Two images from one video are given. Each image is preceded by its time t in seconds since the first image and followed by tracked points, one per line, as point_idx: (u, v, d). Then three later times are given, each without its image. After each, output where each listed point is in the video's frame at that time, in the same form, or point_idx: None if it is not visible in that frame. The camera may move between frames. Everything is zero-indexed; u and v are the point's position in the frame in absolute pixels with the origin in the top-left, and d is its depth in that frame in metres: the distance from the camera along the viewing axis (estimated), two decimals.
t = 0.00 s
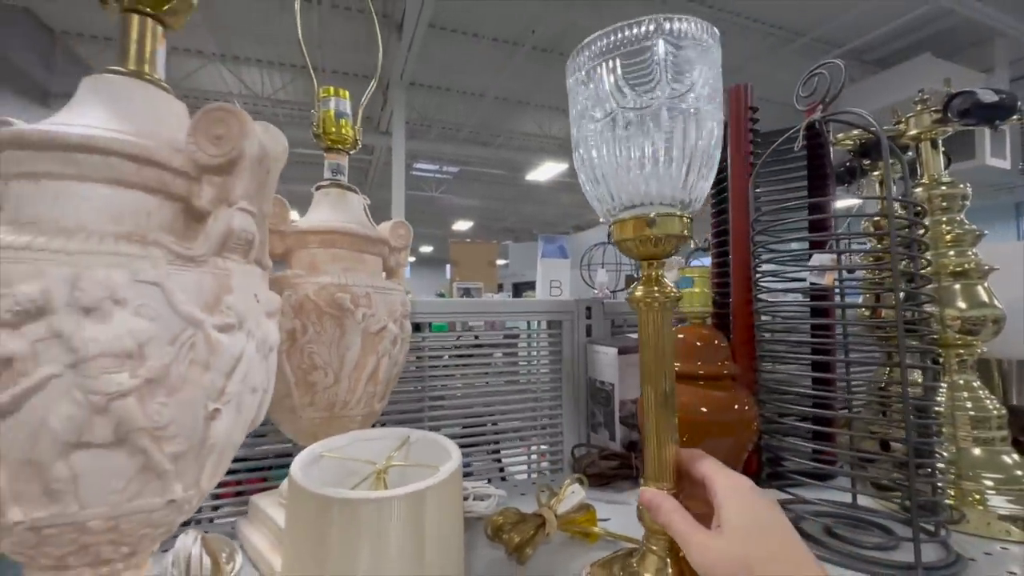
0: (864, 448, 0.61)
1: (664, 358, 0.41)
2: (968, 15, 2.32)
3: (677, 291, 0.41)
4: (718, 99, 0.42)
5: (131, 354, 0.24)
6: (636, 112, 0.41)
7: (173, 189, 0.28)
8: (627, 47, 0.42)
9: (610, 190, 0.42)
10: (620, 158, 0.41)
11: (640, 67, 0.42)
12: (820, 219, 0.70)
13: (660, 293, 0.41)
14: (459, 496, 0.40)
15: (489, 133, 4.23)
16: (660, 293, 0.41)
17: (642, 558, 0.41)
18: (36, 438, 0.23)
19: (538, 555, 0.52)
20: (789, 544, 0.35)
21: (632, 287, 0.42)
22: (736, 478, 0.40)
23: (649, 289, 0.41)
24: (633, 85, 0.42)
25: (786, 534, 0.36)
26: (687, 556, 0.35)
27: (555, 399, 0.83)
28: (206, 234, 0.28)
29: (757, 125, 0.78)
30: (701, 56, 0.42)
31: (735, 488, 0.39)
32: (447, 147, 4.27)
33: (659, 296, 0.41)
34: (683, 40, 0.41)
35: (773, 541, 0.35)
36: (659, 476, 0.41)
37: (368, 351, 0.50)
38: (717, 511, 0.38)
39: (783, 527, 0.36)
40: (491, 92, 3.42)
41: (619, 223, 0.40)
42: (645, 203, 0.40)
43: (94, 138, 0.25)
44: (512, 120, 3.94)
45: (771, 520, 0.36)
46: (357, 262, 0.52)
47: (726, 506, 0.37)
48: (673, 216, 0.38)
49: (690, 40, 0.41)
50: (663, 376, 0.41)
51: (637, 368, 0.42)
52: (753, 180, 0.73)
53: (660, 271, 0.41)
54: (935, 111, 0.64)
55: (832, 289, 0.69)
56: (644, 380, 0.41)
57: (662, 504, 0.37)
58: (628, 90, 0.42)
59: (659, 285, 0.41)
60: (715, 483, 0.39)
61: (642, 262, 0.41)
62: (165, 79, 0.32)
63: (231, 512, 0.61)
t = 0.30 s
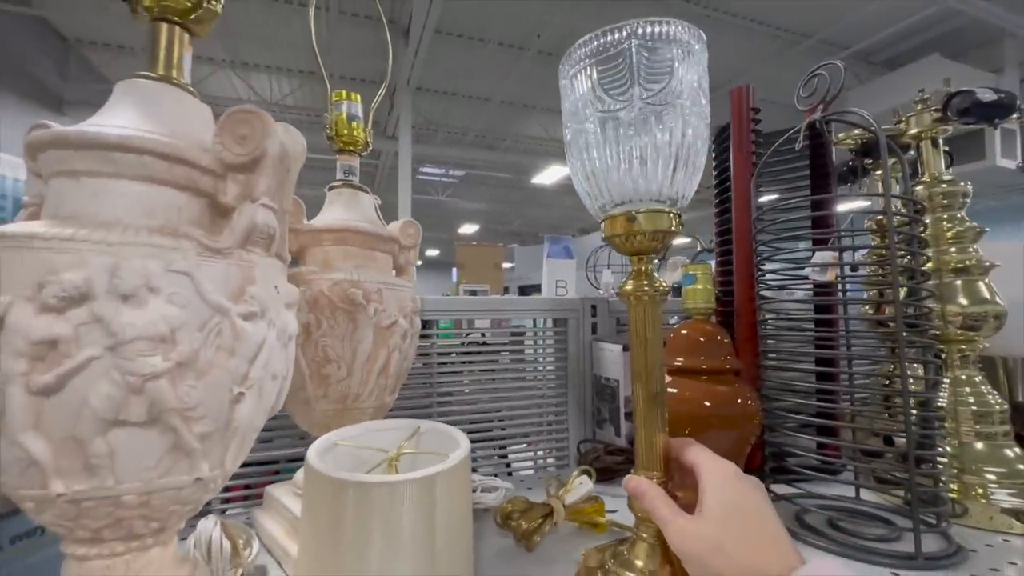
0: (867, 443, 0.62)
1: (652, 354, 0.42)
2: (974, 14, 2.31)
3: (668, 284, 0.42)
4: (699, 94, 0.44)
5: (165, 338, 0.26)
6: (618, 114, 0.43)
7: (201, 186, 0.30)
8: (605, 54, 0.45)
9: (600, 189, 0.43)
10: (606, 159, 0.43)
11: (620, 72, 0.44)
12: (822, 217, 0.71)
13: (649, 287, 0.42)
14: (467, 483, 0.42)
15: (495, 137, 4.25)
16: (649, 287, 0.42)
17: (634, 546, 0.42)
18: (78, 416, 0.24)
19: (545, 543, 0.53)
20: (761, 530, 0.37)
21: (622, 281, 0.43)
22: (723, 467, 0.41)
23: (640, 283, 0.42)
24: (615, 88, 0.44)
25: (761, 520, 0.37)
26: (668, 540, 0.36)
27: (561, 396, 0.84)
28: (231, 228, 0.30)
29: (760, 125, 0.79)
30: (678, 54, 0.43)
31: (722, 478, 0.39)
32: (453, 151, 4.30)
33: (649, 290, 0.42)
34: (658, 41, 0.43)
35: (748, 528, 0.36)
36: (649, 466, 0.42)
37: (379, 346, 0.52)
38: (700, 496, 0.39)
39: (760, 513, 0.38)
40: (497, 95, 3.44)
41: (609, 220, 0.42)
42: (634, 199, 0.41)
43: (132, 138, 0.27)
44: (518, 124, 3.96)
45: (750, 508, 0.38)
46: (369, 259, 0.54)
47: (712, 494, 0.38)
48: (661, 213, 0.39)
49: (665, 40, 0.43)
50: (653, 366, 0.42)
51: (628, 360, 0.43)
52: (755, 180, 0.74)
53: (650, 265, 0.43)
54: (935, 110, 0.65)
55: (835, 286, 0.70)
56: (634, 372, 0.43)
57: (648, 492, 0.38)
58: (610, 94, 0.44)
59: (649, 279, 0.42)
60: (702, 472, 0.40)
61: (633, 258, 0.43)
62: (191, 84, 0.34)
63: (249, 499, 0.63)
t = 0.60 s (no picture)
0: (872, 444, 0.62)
1: (647, 356, 0.43)
2: (983, 14, 2.30)
3: (664, 286, 0.44)
4: (687, 99, 0.44)
5: (195, 338, 0.27)
6: (611, 121, 0.44)
7: (227, 193, 0.31)
8: (595, 66, 0.46)
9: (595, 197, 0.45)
10: (598, 167, 0.44)
11: (611, 79, 0.45)
12: (827, 219, 0.71)
13: (644, 290, 0.43)
14: (479, 480, 0.43)
15: (500, 140, 4.27)
16: (644, 289, 0.43)
17: (632, 544, 0.43)
18: (115, 411, 0.26)
19: (554, 539, 0.55)
20: (750, 526, 0.37)
21: (619, 284, 0.44)
22: (719, 463, 0.41)
23: (635, 286, 0.44)
24: (605, 96, 0.45)
25: (751, 516, 0.38)
26: (658, 534, 0.38)
27: (567, 397, 0.85)
28: (256, 233, 0.31)
29: (764, 130, 0.80)
30: (666, 62, 0.44)
31: (715, 475, 0.39)
32: (459, 154, 4.32)
33: (646, 292, 0.43)
34: (647, 50, 0.44)
35: (737, 524, 0.37)
36: (646, 462, 0.43)
37: (391, 346, 0.53)
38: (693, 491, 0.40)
39: (750, 510, 0.38)
40: (502, 98, 3.45)
41: (605, 224, 0.43)
42: (629, 204, 0.42)
43: (163, 148, 0.29)
44: (523, 126, 3.98)
45: (741, 504, 0.38)
46: (381, 263, 0.55)
47: (702, 491, 0.38)
48: (656, 218, 0.41)
49: (653, 49, 0.44)
50: (651, 366, 0.43)
51: (625, 360, 0.45)
52: (760, 183, 0.75)
53: (646, 268, 0.44)
54: (939, 114, 0.66)
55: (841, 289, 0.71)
56: (631, 372, 0.44)
57: (639, 488, 0.39)
58: (601, 103, 0.46)
59: (645, 283, 0.43)
60: (695, 469, 0.40)
61: (628, 261, 0.44)
62: (215, 95, 0.36)
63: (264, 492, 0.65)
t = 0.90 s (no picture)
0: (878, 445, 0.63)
1: (648, 358, 0.44)
2: (991, 13, 2.29)
3: (664, 289, 0.44)
4: (685, 104, 0.45)
5: (218, 341, 0.28)
6: (609, 128, 0.45)
7: (247, 200, 0.32)
8: (592, 74, 0.47)
9: (597, 203, 0.46)
10: (598, 173, 0.45)
11: (609, 87, 0.46)
12: (832, 222, 0.72)
13: (644, 293, 0.44)
14: (489, 481, 0.43)
15: (505, 140, 4.28)
16: (645, 293, 0.44)
17: (635, 544, 0.43)
18: (143, 411, 0.27)
19: (562, 538, 0.55)
20: (747, 529, 0.38)
21: (620, 287, 0.45)
22: (718, 465, 0.41)
23: (636, 289, 0.44)
24: (603, 103, 0.46)
25: (748, 518, 0.38)
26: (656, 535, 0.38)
27: (574, 397, 0.86)
28: (275, 239, 0.32)
29: (770, 132, 0.81)
30: (663, 68, 0.45)
31: (714, 476, 0.40)
32: (463, 155, 4.34)
33: (646, 295, 0.44)
34: (644, 57, 0.45)
35: (734, 525, 0.37)
36: (645, 463, 0.44)
37: (402, 348, 0.54)
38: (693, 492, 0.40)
39: (746, 512, 0.39)
40: (508, 99, 3.46)
41: (606, 229, 0.43)
42: (631, 209, 0.43)
43: (186, 157, 0.30)
44: (528, 127, 3.99)
45: (738, 506, 0.39)
46: (391, 266, 0.56)
47: (700, 492, 0.39)
48: (655, 223, 0.41)
49: (650, 56, 0.45)
50: (653, 368, 0.44)
51: (627, 362, 0.45)
52: (765, 186, 0.76)
53: (646, 271, 0.44)
54: (945, 117, 0.66)
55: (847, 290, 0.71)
56: (633, 374, 0.45)
57: (639, 489, 0.40)
58: (600, 110, 0.46)
59: (645, 286, 0.44)
60: (694, 471, 0.41)
61: (628, 265, 0.44)
62: (234, 104, 0.37)
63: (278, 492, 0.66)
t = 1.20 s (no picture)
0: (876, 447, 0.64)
1: (648, 362, 0.45)
2: (995, 11, 2.28)
3: (664, 294, 0.45)
4: (686, 111, 0.46)
5: (226, 348, 0.29)
6: (611, 134, 0.46)
7: (254, 209, 0.33)
8: (595, 82, 0.48)
9: (598, 209, 0.46)
10: (599, 179, 0.46)
11: (611, 94, 0.47)
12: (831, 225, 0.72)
13: (644, 298, 0.45)
14: (490, 483, 0.44)
15: (506, 139, 4.28)
16: (645, 297, 0.45)
17: (634, 544, 0.44)
18: (154, 416, 0.28)
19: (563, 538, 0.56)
20: (740, 533, 0.39)
21: (620, 291, 0.46)
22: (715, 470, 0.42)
23: (636, 294, 0.45)
24: (605, 110, 0.47)
25: (741, 523, 0.39)
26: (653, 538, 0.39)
27: (574, 398, 0.86)
28: (281, 247, 0.33)
29: (770, 135, 0.81)
30: (664, 77, 0.46)
31: (708, 482, 0.40)
32: (465, 154, 4.34)
33: (646, 299, 0.45)
34: (646, 65, 0.46)
35: (728, 530, 0.38)
36: (644, 465, 0.45)
37: (404, 351, 0.55)
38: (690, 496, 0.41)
39: (740, 517, 0.40)
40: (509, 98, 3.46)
41: (606, 235, 0.44)
42: (631, 214, 0.43)
43: (194, 168, 0.30)
44: (530, 126, 3.99)
45: (732, 511, 0.40)
46: (394, 270, 0.57)
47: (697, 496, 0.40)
48: (656, 229, 0.42)
49: (652, 65, 0.46)
50: (652, 372, 0.45)
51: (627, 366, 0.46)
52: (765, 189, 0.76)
53: (647, 277, 0.45)
54: (944, 121, 0.66)
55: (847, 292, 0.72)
56: (633, 379, 0.45)
57: (638, 493, 0.41)
58: (601, 117, 0.47)
59: (645, 291, 0.45)
60: (688, 477, 0.41)
61: (629, 269, 0.45)
62: (240, 113, 0.38)
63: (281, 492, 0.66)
